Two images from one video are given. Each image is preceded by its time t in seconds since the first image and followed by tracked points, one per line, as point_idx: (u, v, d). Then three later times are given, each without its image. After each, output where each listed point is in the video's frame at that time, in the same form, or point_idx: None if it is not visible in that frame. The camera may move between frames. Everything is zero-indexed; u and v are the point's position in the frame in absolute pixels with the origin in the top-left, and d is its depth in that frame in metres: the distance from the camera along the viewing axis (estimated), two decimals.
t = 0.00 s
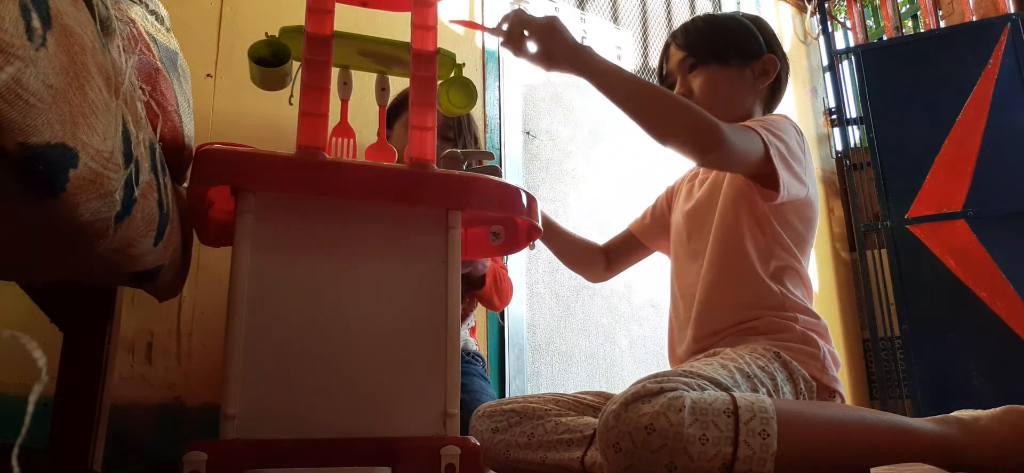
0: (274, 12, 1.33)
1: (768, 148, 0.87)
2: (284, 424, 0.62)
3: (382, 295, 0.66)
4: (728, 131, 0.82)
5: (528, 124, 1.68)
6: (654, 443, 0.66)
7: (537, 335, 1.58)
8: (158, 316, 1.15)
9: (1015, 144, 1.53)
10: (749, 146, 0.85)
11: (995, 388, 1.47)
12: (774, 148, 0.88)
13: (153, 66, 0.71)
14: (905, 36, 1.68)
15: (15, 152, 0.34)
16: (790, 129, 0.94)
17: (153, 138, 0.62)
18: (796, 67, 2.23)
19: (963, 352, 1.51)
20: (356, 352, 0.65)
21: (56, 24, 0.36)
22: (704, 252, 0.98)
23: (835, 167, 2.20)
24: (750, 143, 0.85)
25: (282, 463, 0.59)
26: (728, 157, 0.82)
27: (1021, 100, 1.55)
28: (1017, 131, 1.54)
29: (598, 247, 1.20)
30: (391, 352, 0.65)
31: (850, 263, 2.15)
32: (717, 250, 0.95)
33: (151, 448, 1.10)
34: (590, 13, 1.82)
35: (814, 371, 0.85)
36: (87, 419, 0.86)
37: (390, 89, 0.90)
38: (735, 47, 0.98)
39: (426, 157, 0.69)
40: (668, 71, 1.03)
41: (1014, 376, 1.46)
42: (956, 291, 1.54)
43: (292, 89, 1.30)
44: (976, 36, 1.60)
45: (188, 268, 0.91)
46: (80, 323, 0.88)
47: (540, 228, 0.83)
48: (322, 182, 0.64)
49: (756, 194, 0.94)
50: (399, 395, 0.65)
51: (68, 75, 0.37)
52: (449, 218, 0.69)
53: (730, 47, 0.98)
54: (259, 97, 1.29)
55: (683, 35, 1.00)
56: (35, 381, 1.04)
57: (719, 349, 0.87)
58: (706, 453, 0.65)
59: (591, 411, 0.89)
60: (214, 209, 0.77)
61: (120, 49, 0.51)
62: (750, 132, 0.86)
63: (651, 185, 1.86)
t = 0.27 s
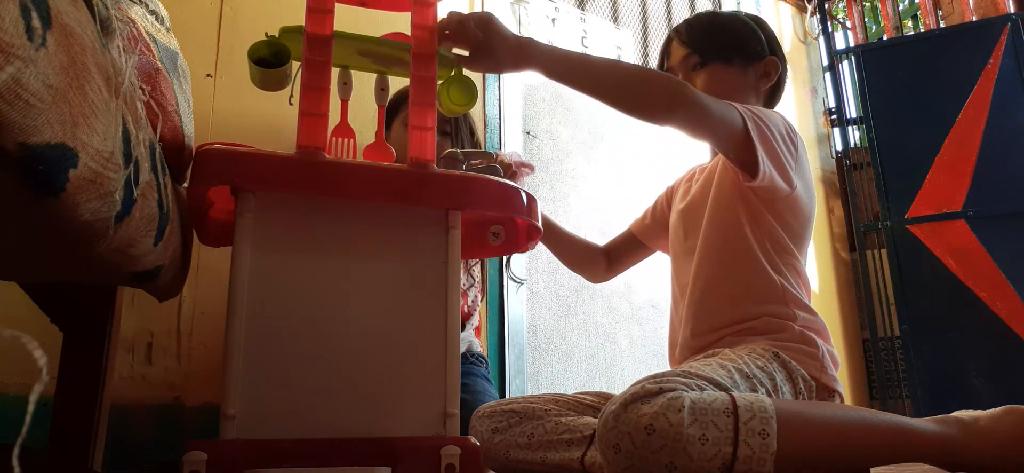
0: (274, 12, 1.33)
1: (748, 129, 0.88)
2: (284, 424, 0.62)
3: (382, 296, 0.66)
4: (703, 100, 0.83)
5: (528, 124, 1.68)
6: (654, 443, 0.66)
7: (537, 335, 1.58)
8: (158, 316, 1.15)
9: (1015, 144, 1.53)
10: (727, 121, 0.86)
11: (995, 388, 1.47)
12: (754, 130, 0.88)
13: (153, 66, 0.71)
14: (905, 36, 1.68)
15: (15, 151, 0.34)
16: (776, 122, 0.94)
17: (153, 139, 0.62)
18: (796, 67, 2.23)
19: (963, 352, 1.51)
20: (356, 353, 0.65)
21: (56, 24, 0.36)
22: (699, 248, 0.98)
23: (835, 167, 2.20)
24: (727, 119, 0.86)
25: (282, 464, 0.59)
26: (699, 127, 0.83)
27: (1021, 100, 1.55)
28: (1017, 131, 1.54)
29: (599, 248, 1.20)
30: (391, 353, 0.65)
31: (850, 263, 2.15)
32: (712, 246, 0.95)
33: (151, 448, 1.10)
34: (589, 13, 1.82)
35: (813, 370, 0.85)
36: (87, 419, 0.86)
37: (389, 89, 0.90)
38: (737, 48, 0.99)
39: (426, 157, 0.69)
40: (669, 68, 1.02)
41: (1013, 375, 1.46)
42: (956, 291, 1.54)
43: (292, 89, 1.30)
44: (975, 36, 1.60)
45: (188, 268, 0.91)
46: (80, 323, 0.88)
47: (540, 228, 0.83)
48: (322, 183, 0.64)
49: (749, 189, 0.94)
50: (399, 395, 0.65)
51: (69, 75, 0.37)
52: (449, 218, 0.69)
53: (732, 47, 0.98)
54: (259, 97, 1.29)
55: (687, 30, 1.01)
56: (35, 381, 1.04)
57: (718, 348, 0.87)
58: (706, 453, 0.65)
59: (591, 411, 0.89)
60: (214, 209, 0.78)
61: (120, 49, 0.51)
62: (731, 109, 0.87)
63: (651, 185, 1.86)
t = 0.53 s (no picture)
0: (274, 12, 1.33)
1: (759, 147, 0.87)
2: (283, 423, 0.62)
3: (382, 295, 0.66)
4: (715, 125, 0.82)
5: (528, 124, 1.67)
6: (654, 442, 0.66)
7: (537, 335, 1.58)
8: (158, 316, 1.15)
9: (1015, 144, 1.53)
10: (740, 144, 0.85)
11: (995, 388, 1.47)
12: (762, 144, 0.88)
13: (153, 66, 0.71)
14: (905, 36, 1.68)
15: (15, 152, 0.34)
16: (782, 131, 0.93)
17: (153, 138, 0.62)
18: (796, 67, 2.23)
19: (963, 352, 1.51)
20: (356, 353, 0.65)
21: (55, 24, 0.36)
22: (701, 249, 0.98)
23: (835, 167, 2.20)
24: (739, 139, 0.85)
25: (282, 464, 0.59)
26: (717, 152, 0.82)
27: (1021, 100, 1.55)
28: (1017, 131, 1.54)
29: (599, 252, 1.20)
30: (391, 353, 0.65)
31: (850, 263, 2.15)
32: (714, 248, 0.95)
33: (151, 448, 1.10)
34: (589, 13, 1.82)
35: (813, 370, 0.85)
36: (87, 419, 0.86)
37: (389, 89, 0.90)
38: (743, 49, 0.99)
39: (426, 157, 0.69)
40: (671, 69, 1.02)
41: (1013, 375, 1.46)
42: (956, 291, 1.54)
43: (292, 89, 1.30)
44: (976, 36, 1.60)
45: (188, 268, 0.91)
46: (80, 324, 0.88)
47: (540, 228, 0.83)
48: (322, 183, 0.64)
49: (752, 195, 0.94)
50: (399, 395, 0.65)
51: (68, 75, 0.37)
52: (449, 218, 0.69)
53: (739, 47, 0.98)
54: (259, 97, 1.29)
55: (691, 31, 1.01)
56: (35, 381, 1.04)
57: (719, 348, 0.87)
58: (706, 453, 0.65)
59: (591, 411, 0.89)
60: (214, 210, 0.77)
61: (120, 49, 0.51)
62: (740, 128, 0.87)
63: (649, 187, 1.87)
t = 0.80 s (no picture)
0: (274, 12, 1.33)
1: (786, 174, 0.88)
2: (283, 422, 0.62)
3: (382, 295, 0.66)
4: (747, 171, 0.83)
5: (528, 125, 1.67)
6: (654, 441, 0.66)
7: (537, 335, 1.58)
8: (158, 316, 1.15)
9: (1015, 144, 1.53)
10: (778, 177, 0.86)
11: (995, 388, 1.47)
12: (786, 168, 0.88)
13: (153, 66, 0.71)
14: (905, 36, 1.68)
15: (15, 152, 0.34)
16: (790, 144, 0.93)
17: (153, 138, 0.62)
18: (796, 67, 2.23)
19: (963, 352, 1.51)
20: (356, 352, 0.65)
21: (55, 24, 0.36)
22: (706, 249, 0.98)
23: (835, 167, 2.20)
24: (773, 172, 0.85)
25: (282, 463, 0.59)
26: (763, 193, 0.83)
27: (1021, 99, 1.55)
28: (1017, 131, 1.54)
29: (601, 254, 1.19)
30: (390, 352, 0.65)
31: (850, 263, 2.15)
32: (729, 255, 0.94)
33: (151, 448, 1.10)
34: (589, 13, 1.82)
35: (814, 370, 0.85)
36: (87, 419, 0.86)
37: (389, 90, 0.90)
38: (738, 51, 0.98)
39: (426, 157, 0.69)
40: (669, 79, 1.02)
41: (1013, 375, 1.46)
42: (956, 291, 1.54)
43: (292, 89, 1.30)
44: (975, 35, 1.60)
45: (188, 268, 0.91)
46: (80, 324, 0.88)
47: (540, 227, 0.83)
48: (322, 182, 0.64)
49: (768, 207, 0.92)
50: (399, 394, 0.65)
51: (68, 75, 0.37)
52: (449, 218, 0.69)
53: (733, 49, 0.98)
54: (259, 97, 1.29)
55: (683, 41, 1.00)
56: (35, 381, 1.04)
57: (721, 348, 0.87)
58: (706, 452, 0.65)
59: (591, 411, 0.89)
60: (214, 209, 0.78)
61: (120, 49, 0.51)
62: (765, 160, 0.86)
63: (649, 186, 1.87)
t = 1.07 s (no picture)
0: (274, 12, 1.33)
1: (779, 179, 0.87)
2: (283, 422, 0.62)
3: (382, 296, 0.66)
4: (740, 182, 0.83)
5: (528, 125, 1.67)
6: (654, 442, 0.66)
7: (537, 335, 1.58)
8: (158, 316, 1.15)
9: (1015, 144, 1.53)
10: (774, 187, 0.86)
11: (995, 388, 1.47)
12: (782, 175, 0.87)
13: (153, 66, 0.71)
14: (905, 36, 1.68)
15: (15, 152, 0.34)
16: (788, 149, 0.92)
17: (153, 138, 0.62)
18: (797, 67, 2.23)
19: (963, 352, 1.51)
20: (356, 353, 0.65)
21: (56, 24, 0.36)
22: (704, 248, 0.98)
23: (835, 167, 2.20)
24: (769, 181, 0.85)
25: (282, 464, 0.59)
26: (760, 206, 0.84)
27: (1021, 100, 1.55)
28: (1017, 131, 1.54)
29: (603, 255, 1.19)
30: (391, 353, 0.65)
31: (850, 263, 2.15)
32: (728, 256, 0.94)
33: (151, 448, 1.10)
34: (590, 13, 1.82)
35: (814, 371, 0.85)
36: (87, 419, 0.86)
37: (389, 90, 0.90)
38: (734, 51, 0.98)
39: (426, 157, 0.69)
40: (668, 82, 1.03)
41: (1014, 376, 1.46)
42: (956, 291, 1.54)
43: (292, 89, 1.30)
44: (976, 36, 1.60)
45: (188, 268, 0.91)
46: (80, 323, 0.88)
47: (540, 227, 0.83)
48: (322, 183, 0.64)
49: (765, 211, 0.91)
50: (399, 395, 0.65)
51: (68, 75, 0.37)
52: (449, 218, 0.69)
53: (728, 50, 0.98)
54: (259, 97, 1.29)
55: (678, 45, 1.01)
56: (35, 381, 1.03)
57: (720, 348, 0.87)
58: (706, 452, 0.65)
59: (591, 411, 0.89)
60: (214, 210, 0.78)
61: (119, 49, 0.51)
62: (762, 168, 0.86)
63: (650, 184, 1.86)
